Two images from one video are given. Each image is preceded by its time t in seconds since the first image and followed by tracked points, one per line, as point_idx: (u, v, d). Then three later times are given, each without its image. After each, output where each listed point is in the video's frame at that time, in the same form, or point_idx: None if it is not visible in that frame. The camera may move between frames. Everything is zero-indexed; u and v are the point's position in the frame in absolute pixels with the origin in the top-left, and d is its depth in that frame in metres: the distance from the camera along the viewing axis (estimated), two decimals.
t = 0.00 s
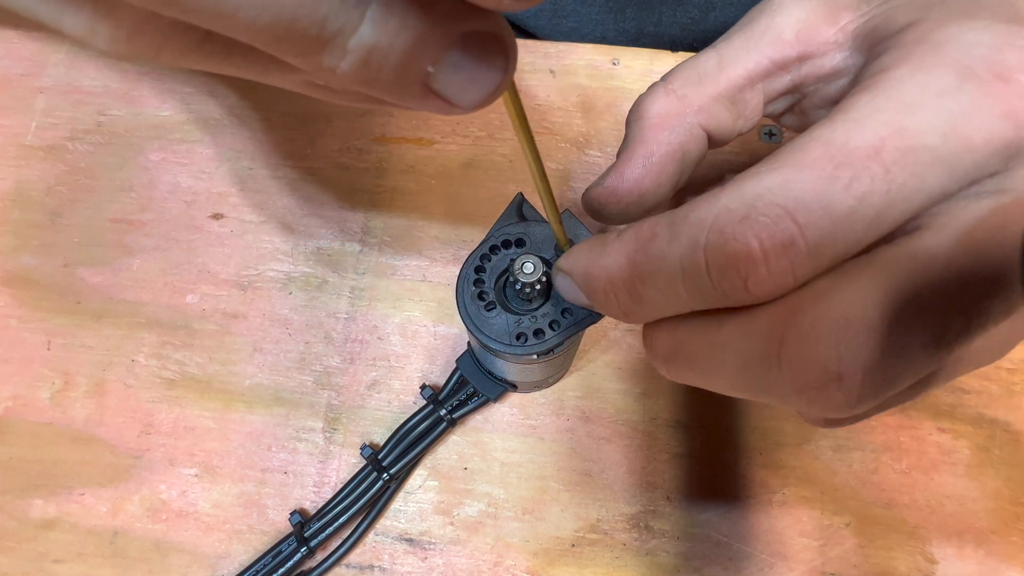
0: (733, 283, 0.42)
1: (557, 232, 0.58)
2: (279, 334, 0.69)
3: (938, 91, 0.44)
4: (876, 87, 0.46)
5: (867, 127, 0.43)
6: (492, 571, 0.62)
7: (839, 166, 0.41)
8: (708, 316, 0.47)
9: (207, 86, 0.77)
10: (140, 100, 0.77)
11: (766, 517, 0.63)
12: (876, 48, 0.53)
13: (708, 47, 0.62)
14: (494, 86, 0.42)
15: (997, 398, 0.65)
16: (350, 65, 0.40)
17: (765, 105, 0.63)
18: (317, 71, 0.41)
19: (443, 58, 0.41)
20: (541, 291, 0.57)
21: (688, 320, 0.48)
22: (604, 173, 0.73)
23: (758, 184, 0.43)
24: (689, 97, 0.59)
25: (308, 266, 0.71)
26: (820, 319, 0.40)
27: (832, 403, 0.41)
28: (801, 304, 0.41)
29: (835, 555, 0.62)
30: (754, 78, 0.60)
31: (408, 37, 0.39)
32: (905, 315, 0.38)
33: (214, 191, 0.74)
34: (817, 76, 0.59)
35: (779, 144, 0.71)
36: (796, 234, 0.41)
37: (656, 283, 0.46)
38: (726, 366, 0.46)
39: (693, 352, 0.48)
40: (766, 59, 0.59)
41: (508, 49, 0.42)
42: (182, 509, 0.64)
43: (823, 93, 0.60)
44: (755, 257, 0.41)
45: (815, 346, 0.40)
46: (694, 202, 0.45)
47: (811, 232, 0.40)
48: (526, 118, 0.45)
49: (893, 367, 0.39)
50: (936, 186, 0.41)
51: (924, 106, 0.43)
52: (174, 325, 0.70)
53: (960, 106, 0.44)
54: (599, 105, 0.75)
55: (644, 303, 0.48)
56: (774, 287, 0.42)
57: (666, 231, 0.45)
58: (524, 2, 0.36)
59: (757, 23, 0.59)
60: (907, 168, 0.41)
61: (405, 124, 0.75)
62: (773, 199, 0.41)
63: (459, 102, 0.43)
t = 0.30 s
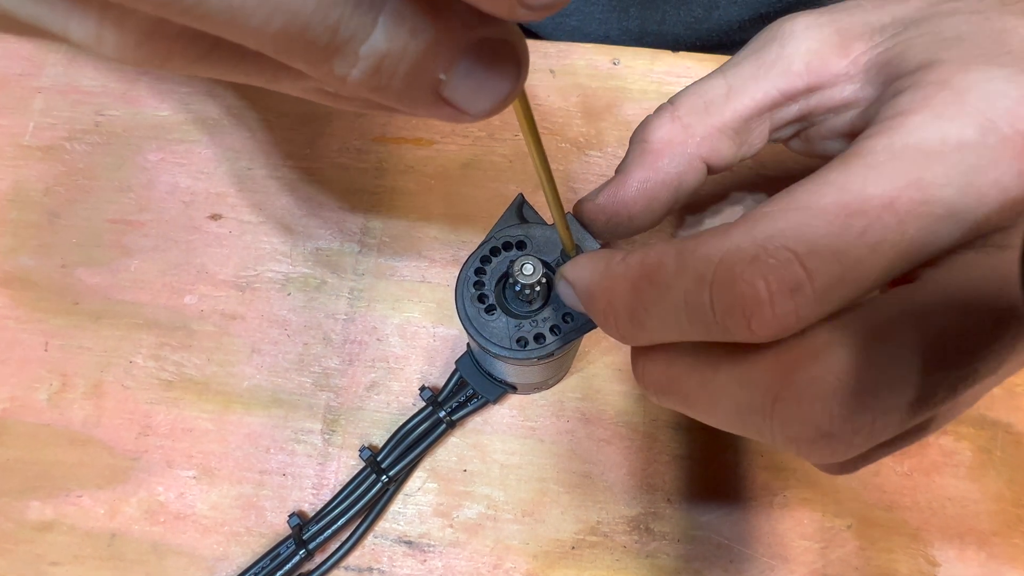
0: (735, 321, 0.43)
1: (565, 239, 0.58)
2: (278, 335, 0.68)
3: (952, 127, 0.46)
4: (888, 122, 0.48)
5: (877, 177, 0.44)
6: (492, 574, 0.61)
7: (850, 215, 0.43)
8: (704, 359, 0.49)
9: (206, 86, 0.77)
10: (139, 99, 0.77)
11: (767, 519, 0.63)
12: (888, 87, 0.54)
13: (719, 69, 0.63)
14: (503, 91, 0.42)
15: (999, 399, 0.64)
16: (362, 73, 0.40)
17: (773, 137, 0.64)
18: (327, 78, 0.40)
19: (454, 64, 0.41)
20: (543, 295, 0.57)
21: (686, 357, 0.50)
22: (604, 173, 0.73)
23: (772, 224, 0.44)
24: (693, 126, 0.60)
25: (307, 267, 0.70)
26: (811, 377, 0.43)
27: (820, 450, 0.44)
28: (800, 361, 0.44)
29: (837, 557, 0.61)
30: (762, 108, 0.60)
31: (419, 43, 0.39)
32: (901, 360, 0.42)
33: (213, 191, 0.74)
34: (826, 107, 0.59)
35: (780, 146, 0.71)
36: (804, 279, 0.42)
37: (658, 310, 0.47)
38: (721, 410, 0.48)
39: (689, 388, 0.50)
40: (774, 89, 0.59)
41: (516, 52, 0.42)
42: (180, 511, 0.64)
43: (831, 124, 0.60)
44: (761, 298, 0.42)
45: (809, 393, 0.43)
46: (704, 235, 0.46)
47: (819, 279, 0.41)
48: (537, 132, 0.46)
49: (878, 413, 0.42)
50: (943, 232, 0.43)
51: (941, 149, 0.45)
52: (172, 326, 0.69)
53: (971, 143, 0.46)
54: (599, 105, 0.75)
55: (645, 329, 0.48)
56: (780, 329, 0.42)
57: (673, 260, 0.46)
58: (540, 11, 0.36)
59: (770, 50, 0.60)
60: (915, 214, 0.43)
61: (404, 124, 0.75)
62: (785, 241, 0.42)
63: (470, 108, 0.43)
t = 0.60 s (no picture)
0: (723, 341, 0.43)
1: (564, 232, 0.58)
2: (279, 335, 0.68)
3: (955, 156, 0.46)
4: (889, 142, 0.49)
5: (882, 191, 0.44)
6: (492, 572, 0.62)
7: (847, 246, 0.43)
8: (688, 412, 0.49)
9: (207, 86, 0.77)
10: (140, 99, 0.77)
11: (767, 518, 0.63)
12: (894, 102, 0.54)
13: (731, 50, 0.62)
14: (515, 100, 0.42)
15: (999, 398, 0.64)
16: (377, 84, 0.40)
17: (776, 125, 0.64)
18: (341, 89, 0.41)
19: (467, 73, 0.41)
20: (541, 291, 0.57)
21: (671, 408, 0.50)
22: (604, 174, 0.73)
23: (767, 248, 0.43)
24: (693, 106, 0.60)
25: (308, 267, 0.71)
26: (801, 424, 0.46)
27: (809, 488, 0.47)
28: (788, 416, 0.46)
29: (837, 556, 0.61)
30: (763, 99, 0.60)
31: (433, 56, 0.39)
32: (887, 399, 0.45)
33: (214, 191, 0.74)
34: (830, 108, 0.59)
35: (780, 146, 0.71)
36: (795, 306, 0.42)
37: (648, 325, 0.47)
38: (710, 457, 0.49)
39: (675, 441, 0.50)
40: (778, 83, 0.59)
41: (526, 59, 0.42)
42: (182, 510, 0.64)
43: (832, 128, 0.60)
44: (750, 322, 0.42)
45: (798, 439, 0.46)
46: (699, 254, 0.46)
47: (809, 308, 0.42)
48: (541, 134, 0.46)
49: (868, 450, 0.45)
50: (941, 244, 0.44)
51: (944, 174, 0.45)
52: (174, 325, 0.69)
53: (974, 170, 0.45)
54: (599, 105, 0.75)
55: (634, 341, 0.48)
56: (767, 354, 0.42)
57: (667, 278, 0.46)
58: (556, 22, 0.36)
59: (782, 40, 0.59)
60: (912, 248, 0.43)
61: (405, 124, 0.75)
62: (776, 268, 0.42)
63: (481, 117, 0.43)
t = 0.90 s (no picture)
0: (689, 420, 0.43)
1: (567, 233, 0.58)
2: (280, 335, 0.69)
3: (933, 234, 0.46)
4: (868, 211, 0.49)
5: (861, 269, 0.44)
6: (493, 572, 0.62)
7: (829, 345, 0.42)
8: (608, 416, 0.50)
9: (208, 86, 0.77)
10: (141, 99, 0.77)
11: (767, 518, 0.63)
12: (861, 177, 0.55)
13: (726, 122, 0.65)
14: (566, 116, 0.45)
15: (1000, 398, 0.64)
16: (447, 111, 0.43)
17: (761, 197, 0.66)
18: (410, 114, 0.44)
19: (528, 98, 0.44)
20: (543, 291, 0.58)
21: (586, 418, 0.51)
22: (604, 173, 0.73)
23: (748, 335, 0.42)
24: (679, 170, 0.63)
25: (309, 267, 0.71)
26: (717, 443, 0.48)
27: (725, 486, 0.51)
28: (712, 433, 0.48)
29: (837, 556, 0.62)
30: (745, 175, 0.63)
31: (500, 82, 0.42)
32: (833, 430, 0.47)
33: (214, 191, 0.74)
34: (805, 182, 0.60)
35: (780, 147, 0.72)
36: (763, 401, 0.42)
37: (621, 385, 0.46)
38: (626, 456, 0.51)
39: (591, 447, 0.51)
40: (759, 162, 0.62)
41: (576, 83, 0.45)
42: (183, 509, 0.64)
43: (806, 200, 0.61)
44: (720, 413, 0.42)
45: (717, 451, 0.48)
46: (678, 325, 0.45)
47: (776, 400, 0.42)
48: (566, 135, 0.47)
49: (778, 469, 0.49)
50: (906, 332, 0.44)
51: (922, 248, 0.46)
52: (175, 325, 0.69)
53: (945, 249, 0.46)
54: (600, 105, 0.75)
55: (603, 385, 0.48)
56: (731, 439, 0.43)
57: (645, 344, 0.45)
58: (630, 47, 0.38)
59: (769, 123, 0.61)
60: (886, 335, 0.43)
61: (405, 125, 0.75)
62: (751, 363, 0.42)
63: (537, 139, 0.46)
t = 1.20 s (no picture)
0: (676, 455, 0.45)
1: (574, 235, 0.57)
2: (280, 335, 0.69)
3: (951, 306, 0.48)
4: (894, 289, 0.51)
5: (879, 342, 0.47)
6: (493, 572, 0.62)
7: (831, 409, 0.45)
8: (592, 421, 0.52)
9: (209, 86, 0.78)
10: (142, 100, 0.77)
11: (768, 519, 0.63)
12: (889, 249, 0.56)
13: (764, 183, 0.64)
14: (586, 111, 0.44)
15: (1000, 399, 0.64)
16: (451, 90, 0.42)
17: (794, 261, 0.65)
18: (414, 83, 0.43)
19: (544, 101, 0.42)
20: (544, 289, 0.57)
21: (569, 415, 0.53)
22: (605, 172, 0.73)
23: (750, 385, 0.45)
24: (726, 239, 0.61)
25: (310, 267, 0.71)
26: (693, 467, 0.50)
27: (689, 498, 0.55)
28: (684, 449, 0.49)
29: (837, 557, 0.62)
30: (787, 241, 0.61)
31: (529, 68, 0.41)
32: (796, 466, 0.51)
33: (215, 191, 0.74)
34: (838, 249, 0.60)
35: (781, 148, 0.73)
36: (751, 450, 0.45)
37: (611, 408, 0.48)
38: (601, 458, 0.53)
39: (571, 447, 0.53)
40: (800, 239, 0.61)
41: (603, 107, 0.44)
42: (183, 509, 0.64)
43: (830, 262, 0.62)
44: (709, 455, 0.44)
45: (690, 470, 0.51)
46: (682, 366, 0.46)
47: (763, 451, 0.45)
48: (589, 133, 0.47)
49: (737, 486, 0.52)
50: (913, 402, 0.46)
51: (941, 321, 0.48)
52: (175, 325, 0.69)
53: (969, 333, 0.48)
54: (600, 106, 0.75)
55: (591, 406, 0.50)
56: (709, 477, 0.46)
57: (644, 377, 0.46)
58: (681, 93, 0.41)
59: (809, 192, 0.61)
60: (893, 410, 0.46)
61: (406, 126, 0.75)
62: (745, 414, 0.45)
63: (535, 146, 0.45)
